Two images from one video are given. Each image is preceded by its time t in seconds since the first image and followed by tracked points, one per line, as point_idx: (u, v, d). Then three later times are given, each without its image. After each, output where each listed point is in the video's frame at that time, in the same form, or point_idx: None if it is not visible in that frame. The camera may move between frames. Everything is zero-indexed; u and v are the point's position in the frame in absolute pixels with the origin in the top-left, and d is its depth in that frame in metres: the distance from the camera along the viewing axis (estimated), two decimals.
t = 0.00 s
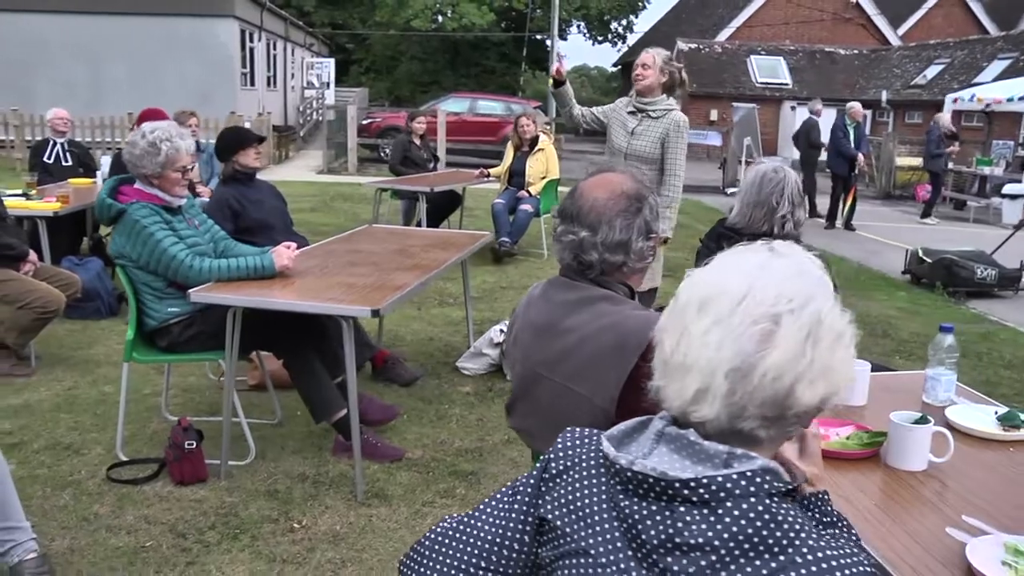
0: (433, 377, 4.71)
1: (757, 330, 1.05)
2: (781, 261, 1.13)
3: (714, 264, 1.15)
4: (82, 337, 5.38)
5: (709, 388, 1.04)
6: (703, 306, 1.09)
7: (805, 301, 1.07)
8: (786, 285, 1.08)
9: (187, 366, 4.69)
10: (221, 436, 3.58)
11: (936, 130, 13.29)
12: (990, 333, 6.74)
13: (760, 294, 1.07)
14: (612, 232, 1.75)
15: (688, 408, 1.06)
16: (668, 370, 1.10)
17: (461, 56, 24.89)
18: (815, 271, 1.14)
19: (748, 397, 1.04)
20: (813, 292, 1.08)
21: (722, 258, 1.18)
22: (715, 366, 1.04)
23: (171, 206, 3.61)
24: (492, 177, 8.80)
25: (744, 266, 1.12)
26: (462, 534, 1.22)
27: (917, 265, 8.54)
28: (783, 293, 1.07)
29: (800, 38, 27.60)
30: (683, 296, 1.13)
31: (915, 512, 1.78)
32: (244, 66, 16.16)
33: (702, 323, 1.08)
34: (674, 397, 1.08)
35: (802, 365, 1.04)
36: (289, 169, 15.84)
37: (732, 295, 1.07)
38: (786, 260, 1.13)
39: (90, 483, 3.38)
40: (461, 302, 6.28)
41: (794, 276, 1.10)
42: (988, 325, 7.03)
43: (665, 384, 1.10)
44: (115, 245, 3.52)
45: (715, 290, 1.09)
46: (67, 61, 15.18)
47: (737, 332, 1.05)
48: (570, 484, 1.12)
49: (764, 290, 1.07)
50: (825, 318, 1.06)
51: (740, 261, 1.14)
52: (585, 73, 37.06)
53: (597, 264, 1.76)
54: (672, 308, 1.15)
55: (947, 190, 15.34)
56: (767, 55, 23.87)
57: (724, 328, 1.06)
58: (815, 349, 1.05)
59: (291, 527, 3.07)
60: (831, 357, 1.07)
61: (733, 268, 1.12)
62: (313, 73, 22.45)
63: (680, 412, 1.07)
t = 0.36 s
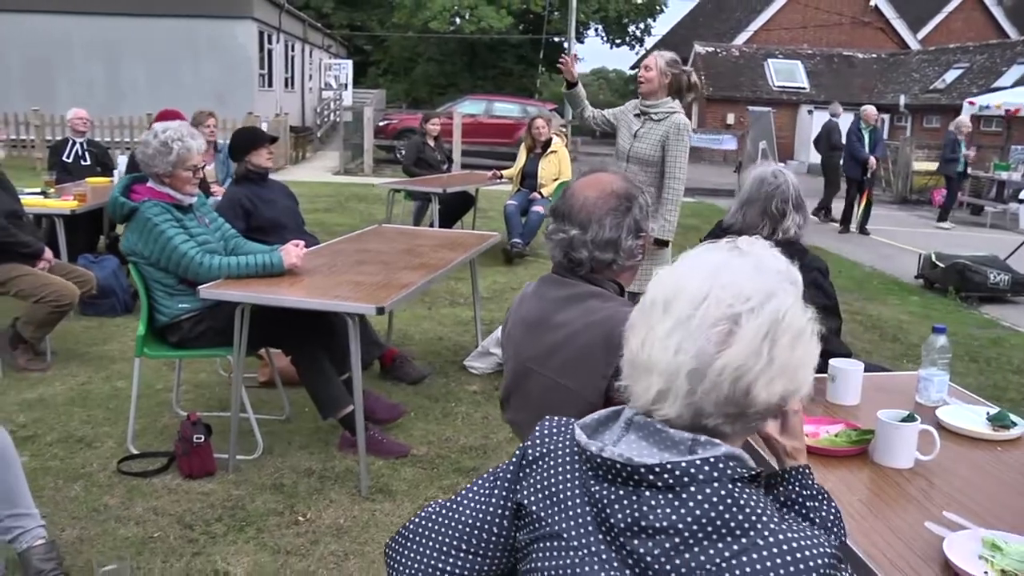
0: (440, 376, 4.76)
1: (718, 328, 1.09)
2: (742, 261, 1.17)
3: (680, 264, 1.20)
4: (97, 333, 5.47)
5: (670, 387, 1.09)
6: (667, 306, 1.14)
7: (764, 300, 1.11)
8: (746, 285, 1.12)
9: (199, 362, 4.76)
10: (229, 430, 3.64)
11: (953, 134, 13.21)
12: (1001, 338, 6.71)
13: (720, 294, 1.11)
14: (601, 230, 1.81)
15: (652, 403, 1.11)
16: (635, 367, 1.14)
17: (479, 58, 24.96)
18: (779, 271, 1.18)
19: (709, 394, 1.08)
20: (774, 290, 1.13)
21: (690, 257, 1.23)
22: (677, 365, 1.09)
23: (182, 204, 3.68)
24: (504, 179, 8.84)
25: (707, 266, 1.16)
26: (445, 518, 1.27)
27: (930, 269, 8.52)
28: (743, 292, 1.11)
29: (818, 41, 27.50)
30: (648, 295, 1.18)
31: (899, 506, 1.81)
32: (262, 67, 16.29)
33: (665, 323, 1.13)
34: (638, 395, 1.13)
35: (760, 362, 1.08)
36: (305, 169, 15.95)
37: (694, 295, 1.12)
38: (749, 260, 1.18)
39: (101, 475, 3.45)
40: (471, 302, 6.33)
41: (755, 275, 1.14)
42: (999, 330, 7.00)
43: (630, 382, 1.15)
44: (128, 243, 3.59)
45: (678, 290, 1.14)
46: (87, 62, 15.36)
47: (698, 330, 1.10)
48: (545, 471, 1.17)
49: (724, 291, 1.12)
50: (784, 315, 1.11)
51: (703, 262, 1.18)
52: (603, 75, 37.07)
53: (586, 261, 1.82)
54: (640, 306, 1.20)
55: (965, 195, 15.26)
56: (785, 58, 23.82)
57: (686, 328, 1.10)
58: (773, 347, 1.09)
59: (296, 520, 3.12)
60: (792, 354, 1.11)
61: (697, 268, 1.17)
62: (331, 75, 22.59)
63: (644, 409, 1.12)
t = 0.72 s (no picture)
0: (447, 373, 4.82)
1: (692, 324, 1.14)
2: (716, 257, 1.22)
3: (657, 260, 1.25)
4: (111, 330, 5.55)
5: (646, 381, 1.14)
6: (644, 303, 1.19)
7: (737, 296, 1.16)
8: (719, 281, 1.17)
9: (209, 359, 4.83)
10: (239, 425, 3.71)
11: (968, 137, 13.17)
12: (1009, 341, 6.71)
13: (694, 291, 1.16)
14: (596, 227, 1.88)
15: (629, 394, 1.16)
16: (614, 359, 1.19)
17: (493, 59, 25.03)
18: (752, 266, 1.23)
19: (684, 386, 1.13)
20: (746, 286, 1.17)
21: (668, 253, 1.28)
22: (652, 362, 1.14)
23: (194, 202, 3.75)
24: (515, 180, 8.89)
25: (683, 262, 1.21)
26: (439, 500, 1.33)
27: (940, 272, 8.52)
28: (716, 289, 1.16)
29: (833, 44, 27.42)
30: (627, 292, 1.23)
31: (889, 499, 1.84)
32: (275, 68, 16.39)
33: (642, 320, 1.17)
34: (617, 386, 1.18)
35: (732, 355, 1.13)
36: (318, 170, 16.06)
37: (668, 293, 1.17)
38: (722, 255, 1.23)
39: (114, 468, 3.52)
40: (479, 302, 6.38)
41: (728, 271, 1.19)
42: (1008, 332, 7.00)
43: (609, 374, 1.20)
44: (140, 241, 3.67)
45: (653, 286, 1.19)
46: (104, 63, 15.50)
47: (673, 327, 1.15)
48: (532, 456, 1.22)
49: (698, 288, 1.17)
50: (755, 311, 1.16)
51: (680, 257, 1.23)
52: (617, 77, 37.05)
53: (581, 258, 1.89)
54: (620, 302, 1.25)
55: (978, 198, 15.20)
56: (798, 61, 23.78)
57: (661, 324, 1.15)
58: (746, 342, 1.14)
59: (302, 512, 3.18)
60: (765, 346, 1.16)
61: (674, 265, 1.21)
62: (344, 75, 22.68)
63: (623, 399, 1.17)
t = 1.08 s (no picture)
0: (453, 370, 4.88)
1: (676, 314, 1.20)
2: (699, 249, 1.27)
3: (644, 252, 1.30)
4: (121, 327, 5.63)
5: (634, 368, 1.19)
6: (630, 294, 1.24)
7: (719, 284, 1.21)
8: (702, 271, 1.22)
9: (218, 356, 4.90)
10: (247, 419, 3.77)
11: (975, 137, 13.17)
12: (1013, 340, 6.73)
13: (678, 283, 1.21)
14: (595, 222, 1.94)
15: (617, 380, 1.21)
16: (602, 347, 1.25)
17: (502, 59, 25.10)
18: (734, 256, 1.28)
19: (670, 372, 1.18)
20: (728, 276, 1.22)
21: (656, 245, 1.34)
22: (638, 350, 1.19)
23: (204, 199, 3.81)
24: (521, 179, 8.94)
25: (668, 255, 1.26)
26: (439, 481, 1.37)
27: (945, 272, 8.54)
28: (698, 279, 1.21)
29: (842, 44, 27.36)
30: (615, 283, 1.28)
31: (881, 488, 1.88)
32: (284, 69, 16.49)
33: (628, 311, 1.23)
34: (606, 372, 1.23)
35: (715, 343, 1.19)
36: (326, 170, 16.14)
37: (654, 284, 1.22)
38: (706, 247, 1.28)
39: (124, 461, 3.59)
40: (485, 300, 6.44)
41: (711, 261, 1.25)
42: (1012, 332, 7.02)
43: (598, 360, 1.25)
44: (151, 237, 3.73)
45: (641, 277, 1.24)
46: (114, 64, 15.61)
47: (657, 317, 1.20)
48: (526, 439, 1.27)
49: (681, 279, 1.22)
50: (737, 300, 1.21)
51: (664, 250, 1.28)
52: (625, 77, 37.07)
53: (579, 251, 1.94)
54: (609, 294, 1.30)
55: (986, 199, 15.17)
56: (807, 62, 23.77)
57: (646, 312, 1.21)
58: (727, 329, 1.20)
59: (309, 504, 3.24)
60: (746, 333, 1.21)
61: (659, 257, 1.27)
62: (353, 76, 22.74)
63: (613, 384, 1.22)
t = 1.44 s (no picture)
0: (453, 364, 4.95)
1: (653, 302, 1.27)
2: (675, 240, 1.34)
3: (625, 243, 1.37)
4: (127, 323, 5.70)
5: (615, 353, 1.26)
6: (612, 283, 1.30)
7: (695, 272, 1.28)
8: (678, 261, 1.29)
9: (222, 350, 4.97)
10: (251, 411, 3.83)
11: (977, 137, 13.20)
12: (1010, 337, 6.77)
13: (654, 273, 1.28)
14: (587, 215, 2.01)
15: (601, 363, 1.27)
16: (586, 333, 1.31)
17: (506, 58, 25.16)
18: (710, 246, 1.36)
19: (650, 355, 1.25)
20: (703, 264, 1.29)
21: (637, 236, 1.41)
22: (619, 337, 1.26)
23: (210, 195, 3.88)
24: (523, 178, 9.00)
25: (646, 246, 1.33)
26: (434, 459, 1.44)
27: (944, 269, 8.58)
28: (674, 268, 1.28)
29: (846, 43, 27.38)
30: (597, 273, 1.35)
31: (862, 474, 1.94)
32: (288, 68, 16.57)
33: (610, 299, 1.30)
34: (588, 355, 1.30)
35: (691, 328, 1.26)
36: (330, 168, 16.21)
37: (633, 274, 1.29)
38: (681, 240, 1.35)
39: (130, 451, 3.66)
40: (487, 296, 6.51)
41: (686, 251, 1.31)
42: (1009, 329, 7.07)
43: (583, 345, 1.32)
44: (158, 232, 3.79)
45: (621, 267, 1.31)
46: (120, 62, 15.68)
47: (636, 304, 1.27)
48: (515, 418, 1.33)
49: (658, 268, 1.28)
50: (711, 288, 1.28)
51: (644, 241, 1.35)
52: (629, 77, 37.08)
53: (573, 244, 2.00)
54: (592, 283, 1.36)
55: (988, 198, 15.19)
56: (811, 61, 23.80)
57: (625, 300, 1.28)
58: (703, 316, 1.27)
59: (311, 493, 3.31)
60: (720, 319, 1.28)
61: (639, 249, 1.34)
62: (357, 75, 22.80)
63: (597, 365, 1.28)
